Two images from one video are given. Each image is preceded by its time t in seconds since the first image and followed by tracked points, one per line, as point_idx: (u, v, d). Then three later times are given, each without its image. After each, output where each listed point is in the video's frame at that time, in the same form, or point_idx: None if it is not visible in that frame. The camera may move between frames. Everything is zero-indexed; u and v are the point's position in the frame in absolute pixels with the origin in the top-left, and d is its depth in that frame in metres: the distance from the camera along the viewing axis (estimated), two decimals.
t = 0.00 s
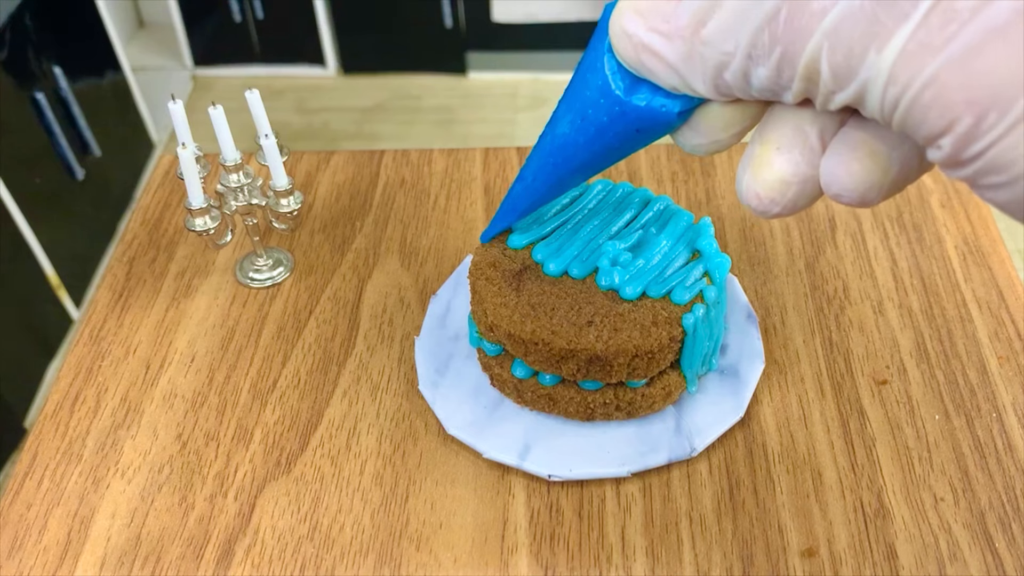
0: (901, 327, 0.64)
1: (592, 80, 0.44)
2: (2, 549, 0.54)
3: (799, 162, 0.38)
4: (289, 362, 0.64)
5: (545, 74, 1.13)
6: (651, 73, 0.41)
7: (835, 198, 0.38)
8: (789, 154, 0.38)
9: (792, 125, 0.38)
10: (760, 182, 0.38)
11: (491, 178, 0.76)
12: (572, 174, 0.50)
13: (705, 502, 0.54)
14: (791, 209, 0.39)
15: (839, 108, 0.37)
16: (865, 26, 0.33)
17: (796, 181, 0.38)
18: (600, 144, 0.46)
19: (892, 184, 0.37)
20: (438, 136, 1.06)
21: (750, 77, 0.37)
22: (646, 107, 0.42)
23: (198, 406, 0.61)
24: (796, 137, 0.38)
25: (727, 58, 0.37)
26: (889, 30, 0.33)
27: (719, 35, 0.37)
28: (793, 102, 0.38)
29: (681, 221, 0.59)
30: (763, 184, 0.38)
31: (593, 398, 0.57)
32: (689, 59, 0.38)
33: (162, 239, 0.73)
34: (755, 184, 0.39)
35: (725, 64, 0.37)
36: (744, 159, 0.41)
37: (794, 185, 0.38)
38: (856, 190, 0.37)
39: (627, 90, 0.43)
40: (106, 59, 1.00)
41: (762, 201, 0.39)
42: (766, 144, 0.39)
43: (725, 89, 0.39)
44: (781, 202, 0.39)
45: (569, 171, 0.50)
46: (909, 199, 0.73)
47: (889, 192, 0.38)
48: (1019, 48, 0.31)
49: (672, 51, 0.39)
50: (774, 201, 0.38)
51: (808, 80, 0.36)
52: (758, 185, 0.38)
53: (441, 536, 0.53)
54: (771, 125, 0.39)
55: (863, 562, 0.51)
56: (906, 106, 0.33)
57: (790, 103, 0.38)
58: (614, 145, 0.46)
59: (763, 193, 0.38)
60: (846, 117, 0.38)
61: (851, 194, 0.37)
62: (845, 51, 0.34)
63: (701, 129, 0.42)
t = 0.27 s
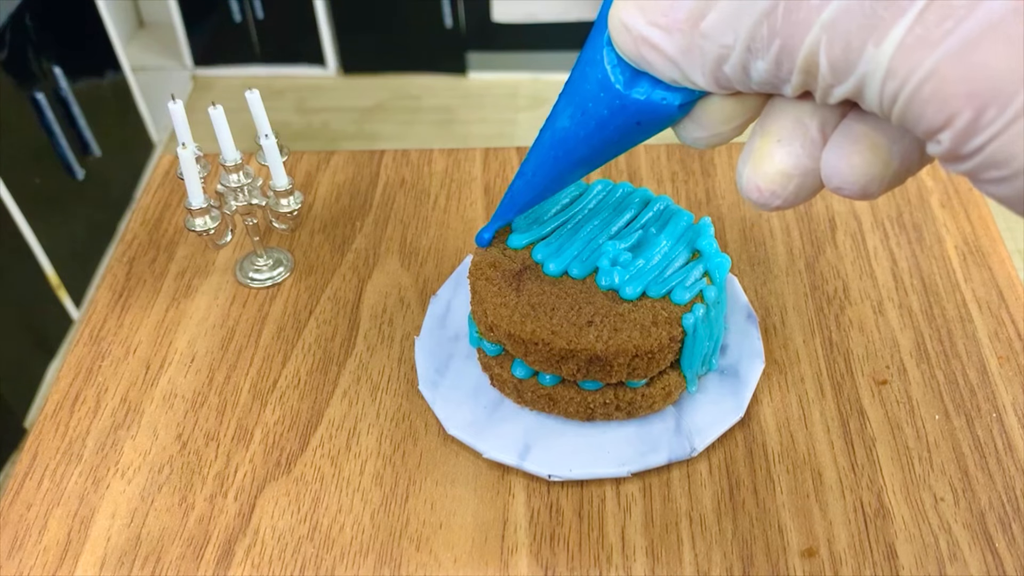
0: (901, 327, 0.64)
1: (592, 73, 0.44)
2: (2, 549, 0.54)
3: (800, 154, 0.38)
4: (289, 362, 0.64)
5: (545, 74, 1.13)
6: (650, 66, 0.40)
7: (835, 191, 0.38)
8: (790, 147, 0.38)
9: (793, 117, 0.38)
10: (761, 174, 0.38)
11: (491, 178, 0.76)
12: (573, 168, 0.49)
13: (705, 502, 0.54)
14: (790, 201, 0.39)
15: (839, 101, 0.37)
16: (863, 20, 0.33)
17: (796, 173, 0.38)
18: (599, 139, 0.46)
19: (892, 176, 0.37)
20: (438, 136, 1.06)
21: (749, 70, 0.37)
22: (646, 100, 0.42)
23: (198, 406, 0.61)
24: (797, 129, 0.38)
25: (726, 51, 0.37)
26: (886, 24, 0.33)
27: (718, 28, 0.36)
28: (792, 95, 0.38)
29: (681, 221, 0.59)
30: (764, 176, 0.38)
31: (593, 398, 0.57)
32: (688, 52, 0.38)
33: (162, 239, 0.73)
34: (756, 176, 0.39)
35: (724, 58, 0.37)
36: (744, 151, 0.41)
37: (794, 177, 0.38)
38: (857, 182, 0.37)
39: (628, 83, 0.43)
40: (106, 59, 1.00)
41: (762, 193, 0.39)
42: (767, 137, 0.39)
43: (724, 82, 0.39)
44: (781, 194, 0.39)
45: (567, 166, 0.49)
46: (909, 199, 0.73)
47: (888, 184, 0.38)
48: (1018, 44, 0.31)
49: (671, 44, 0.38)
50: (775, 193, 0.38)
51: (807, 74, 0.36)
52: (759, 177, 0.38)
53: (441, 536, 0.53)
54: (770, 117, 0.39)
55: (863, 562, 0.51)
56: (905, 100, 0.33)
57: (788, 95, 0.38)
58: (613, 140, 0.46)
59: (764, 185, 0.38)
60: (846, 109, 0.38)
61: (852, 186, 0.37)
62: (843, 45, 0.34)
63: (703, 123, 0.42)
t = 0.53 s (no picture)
0: (901, 327, 0.64)
1: (603, 67, 0.44)
2: (2, 550, 0.54)
3: (810, 146, 0.38)
4: (289, 362, 0.64)
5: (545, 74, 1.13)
6: (661, 60, 0.40)
7: (845, 184, 0.38)
8: (800, 139, 0.38)
9: (804, 109, 0.38)
10: (771, 167, 0.39)
11: (491, 178, 0.76)
12: (585, 161, 0.49)
13: (705, 502, 0.54)
14: (802, 192, 0.40)
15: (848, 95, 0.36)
16: (869, 16, 0.33)
17: (807, 165, 0.39)
18: (611, 133, 0.46)
19: (903, 169, 0.37)
20: (438, 135, 1.06)
21: (760, 64, 0.37)
22: (658, 93, 0.42)
23: (198, 406, 0.61)
24: (807, 122, 0.38)
25: (736, 45, 0.37)
26: (891, 20, 0.33)
27: (727, 22, 0.36)
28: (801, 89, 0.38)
29: (681, 221, 0.59)
30: (773, 169, 0.39)
31: (593, 398, 0.57)
32: (698, 46, 0.38)
33: (162, 239, 0.73)
34: (766, 169, 0.39)
35: (733, 52, 0.37)
36: (756, 141, 0.41)
37: (805, 169, 0.39)
38: (867, 175, 0.37)
39: (639, 77, 0.42)
40: (106, 59, 1.00)
41: (772, 185, 0.39)
42: (777, 129, 0.39)
43: (734, 75, 0.38)
44: (792, 185, 0.39)
45: (577, 161, 0.49)
46: (909, 199, 0.73)
47: (900, 177, 0.38)
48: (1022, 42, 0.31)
49: (681, 39, 0.38)
50: (785, 185, 0.39)
51: (815, 68, 0.36)
52: (769, 169, 0.39)
53: (441, 536, 0.53)
54: (782, 108, 0.39)
55: (863, 562, 0.51)
56: (909, 97, 0.33)
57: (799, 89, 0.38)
58: (625, 134, 0.45)
59: (774, 177, 0.39)
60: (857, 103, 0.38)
61: (862, 178, 0.37)
62: (849, 40, 0.34)
63: (715, 116, 0.42)
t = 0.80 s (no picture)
0: (901, 327, 0.64)
1: (586, 92, 0.44)
2: (2, 549, 0.54)
3: (802, 173, 0.38)
4: (289, 362, 0.64)
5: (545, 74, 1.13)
6: (646, 83, 0.40)
7: (840, 210, 0.38)
8: (792, 166, 0.38)
9: (795, 134, 0.38)
10: (762, 195, 0.39)
11: (491, 178, 0.76)
12: (567, 189, 0.49)
13: (706, 502, 0.54)
14: (796, 219, 0.39)
15: (842, 120, 0.36)
16: (867, 40, 0.32)
17: (799, 192, 0.38)
18: (595, 157, 0.46)
19: (899, 193, 0.37)
20: (438, 137, 1.05)
21: (749, 87, 0.37)
22: (643, 117, 0.42)
23: (198, 406, 0.61)
24: (798, 148, 0.38)
25: (725, 68, 0.36)
26: (890, 44, 0.32)
27: (715, 45, 0.36)
28: (795, 112, 0.37)
29: (681, 221, 0.59)
30: (765, 197, 0.38)
31: (593, 398, 0.57)
32: (685, 68, 0.38)
33: (162, 239, 0.73)
34: (757, 197, 0.39)
35: (722, 74, 0.37)
36: (746, 167, 0.41)
37: (797, 196, 0.38)
38: (861, 201, 0.36)
39: (623, 101, 0.42)
40: (106, 59, 1.01)
41: (765, 212, 0.39)
42: (768, 156, 0.39)
43: (722, 98, 0.38)
44: (784, 213, 0.39)
45: (563, 187, 0.49)
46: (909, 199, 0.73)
47: (896, 200, 0.37)
48: None
49: (668, 60, 0.38)
50: (777, 213, 0.39)
51: (808, 92, 0.35)
52: (760, 197, 0.39)
53: (441, 536, 0.53)
54: (772, 134, 0.39)
55: (863, 562, 0.51)
56: (910, 124, 0.33)
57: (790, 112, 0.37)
58: (609, 158, 0.45)
59: (766, 206, 0.39)
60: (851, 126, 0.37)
61: (856, 204, 0.37)
62: (845, 64, 0.33)
63: (704, 141, 0.42)
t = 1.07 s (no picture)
0: (901, 328, 0.64)
1: (581, 111, 0.44)
2: (3, 549, 0.54)
3: (796, 192, 0.37)
4: (289, 362, 0.64)
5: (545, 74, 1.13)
6: (640, 102, 0.40)
7: (834, 229, 0.37)
8: (786, 184, 0.37)
9: (789, 152, 0.37)
10: (756, 212, 0.37)
11: (491, 177, 0.76)
12: (567, 204, 0.49)
13: (706, 502, 0.54)
14: (789, 237, 0.38)
15: (834, 141, 0.35)
16: (859, 64, 0.32)
17: (793, 210, 0.37)
18: (591, 174, 0.46)
19: (892, 213, 0.36)
20: (438, 136, 1.05)
21: (742, 108, 0.36)
22: (635, 136, 0.42)
23: (198, 406, 0.61)
24: (792, 166, 0.37)
25: (717, 88, 0.36)
26: (881, 69, 0.32)
27: (708, 65, 0.36)
28: (787, 132, 0.36)
29: (681, 221, 0.59)
30: (759, 215, 0.37)
31: (593, 398, 0.57)
32: (679, 88, 0.38)
33: (162, 239, 0.73)
34: (751, 214, 0.38)
35: (715, 95, 0.37)
36: (739, 185, 0.40)
37: (791, 215, 0.37)
38: (856, 221, 0.36)
39: (616, 120, 0.43)
40: (106, 59, 1.00)
41: (758, 230, 0.38)
42: (761, 173, 0.38)
43: (716, 118, 0.38)
44: (778, 231, 0.38)
45: (559, 201, 0.49)
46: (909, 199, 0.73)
47: (890, 220, 0.37)
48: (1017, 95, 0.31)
49: (661, 80, 0.38)
50: (772, 231, 0.38)
51: (800, 114, 0.35)
52: (754, 215, 0.38)
53: (441, 536, 0.53)
54: (765, 151, 0.38)
55: (863, 562, 0.51)
56: (902, 149, 0.32)
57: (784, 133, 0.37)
58: (604, 176, 0.46)
59: (760, 224, 0.38)
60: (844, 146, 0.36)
61: (851, 224, 0.36)
62: (836, 88, 0.33)
63: (698, 159, 0.41)
